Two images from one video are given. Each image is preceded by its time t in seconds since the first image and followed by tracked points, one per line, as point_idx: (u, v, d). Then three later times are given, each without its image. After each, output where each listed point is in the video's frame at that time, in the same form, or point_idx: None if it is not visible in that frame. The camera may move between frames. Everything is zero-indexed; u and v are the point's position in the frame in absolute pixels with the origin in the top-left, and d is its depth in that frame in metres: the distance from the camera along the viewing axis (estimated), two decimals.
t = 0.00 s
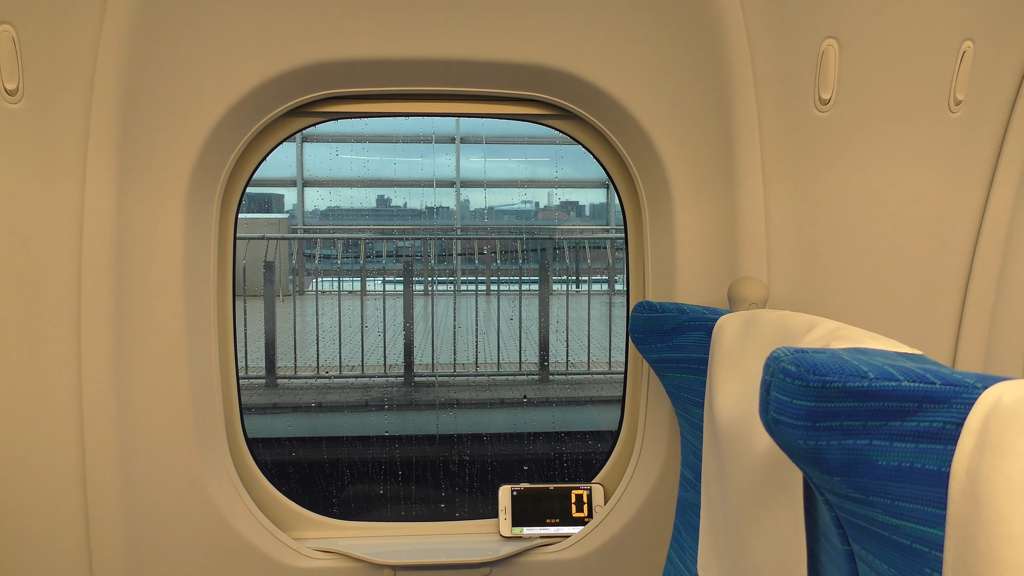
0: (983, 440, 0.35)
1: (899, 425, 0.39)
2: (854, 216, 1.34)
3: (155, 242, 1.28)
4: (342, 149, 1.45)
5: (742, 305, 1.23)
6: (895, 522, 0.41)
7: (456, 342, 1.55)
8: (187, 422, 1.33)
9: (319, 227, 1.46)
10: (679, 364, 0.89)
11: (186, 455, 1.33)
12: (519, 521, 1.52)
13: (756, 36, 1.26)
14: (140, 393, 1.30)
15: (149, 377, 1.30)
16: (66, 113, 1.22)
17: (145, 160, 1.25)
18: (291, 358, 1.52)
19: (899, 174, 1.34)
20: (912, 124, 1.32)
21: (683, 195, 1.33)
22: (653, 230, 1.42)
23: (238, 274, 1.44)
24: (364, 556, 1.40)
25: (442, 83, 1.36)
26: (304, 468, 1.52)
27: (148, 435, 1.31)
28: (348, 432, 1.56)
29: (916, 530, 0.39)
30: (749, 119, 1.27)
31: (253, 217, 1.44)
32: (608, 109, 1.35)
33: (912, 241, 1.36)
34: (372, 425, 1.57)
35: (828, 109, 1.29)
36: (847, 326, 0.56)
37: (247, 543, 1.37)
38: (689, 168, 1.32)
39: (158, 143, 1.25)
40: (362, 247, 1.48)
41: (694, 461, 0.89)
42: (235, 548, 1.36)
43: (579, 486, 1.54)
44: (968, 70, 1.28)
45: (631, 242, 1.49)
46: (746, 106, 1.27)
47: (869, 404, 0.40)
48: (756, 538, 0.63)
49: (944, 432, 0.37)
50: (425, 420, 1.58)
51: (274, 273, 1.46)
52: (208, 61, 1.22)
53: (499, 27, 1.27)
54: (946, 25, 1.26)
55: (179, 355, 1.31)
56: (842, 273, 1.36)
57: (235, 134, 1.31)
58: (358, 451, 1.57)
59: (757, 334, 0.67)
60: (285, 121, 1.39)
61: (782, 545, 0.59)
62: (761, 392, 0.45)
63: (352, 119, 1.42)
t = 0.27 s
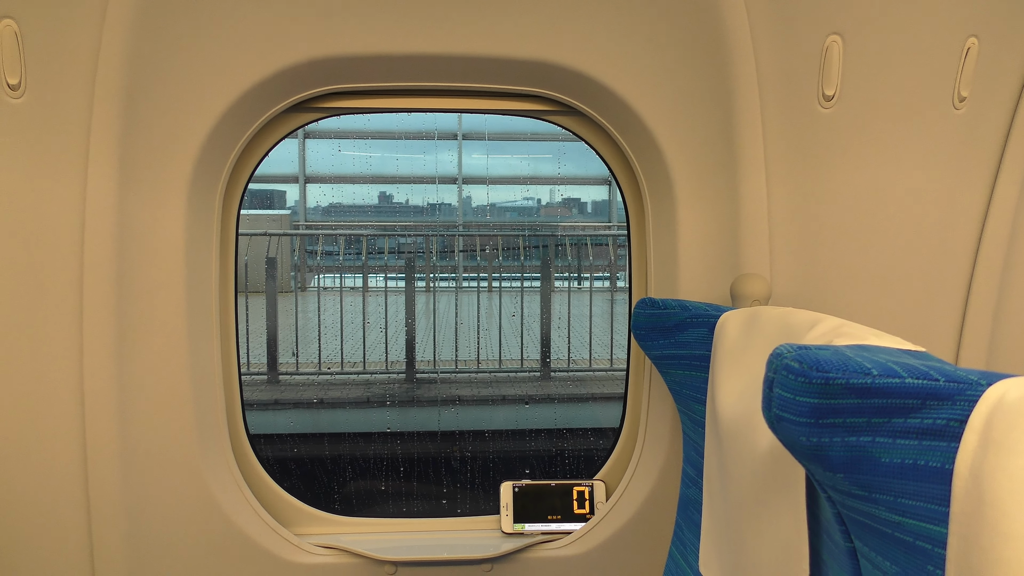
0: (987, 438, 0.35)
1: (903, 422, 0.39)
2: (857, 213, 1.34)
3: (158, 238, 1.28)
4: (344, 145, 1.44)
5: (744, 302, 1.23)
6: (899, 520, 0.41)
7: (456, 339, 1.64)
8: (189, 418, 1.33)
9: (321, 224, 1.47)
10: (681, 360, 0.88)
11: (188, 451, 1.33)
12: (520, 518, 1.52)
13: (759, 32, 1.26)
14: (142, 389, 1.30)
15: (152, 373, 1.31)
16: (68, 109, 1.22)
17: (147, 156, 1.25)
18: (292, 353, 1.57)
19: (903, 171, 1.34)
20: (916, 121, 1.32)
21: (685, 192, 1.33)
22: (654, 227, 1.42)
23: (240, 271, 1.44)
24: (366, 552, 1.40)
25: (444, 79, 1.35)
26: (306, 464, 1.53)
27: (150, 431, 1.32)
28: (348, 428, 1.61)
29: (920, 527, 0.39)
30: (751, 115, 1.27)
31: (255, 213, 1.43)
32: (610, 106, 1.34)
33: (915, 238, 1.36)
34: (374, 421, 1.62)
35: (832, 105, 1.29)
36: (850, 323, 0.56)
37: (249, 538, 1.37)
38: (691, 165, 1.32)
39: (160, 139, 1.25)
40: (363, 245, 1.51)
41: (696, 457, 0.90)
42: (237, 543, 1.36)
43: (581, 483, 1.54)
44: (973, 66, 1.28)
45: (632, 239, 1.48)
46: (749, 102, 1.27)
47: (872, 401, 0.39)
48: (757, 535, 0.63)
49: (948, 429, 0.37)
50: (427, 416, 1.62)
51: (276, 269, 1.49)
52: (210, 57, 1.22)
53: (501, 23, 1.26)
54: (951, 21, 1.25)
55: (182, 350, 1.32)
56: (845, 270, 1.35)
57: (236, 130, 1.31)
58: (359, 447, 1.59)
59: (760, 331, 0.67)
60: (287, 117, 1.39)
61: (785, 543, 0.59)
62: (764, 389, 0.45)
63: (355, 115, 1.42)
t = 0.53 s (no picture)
0: (989, 437, 0.35)
1: (905, 421, 0.39)
2: (859, 212, 1.34)
3: (159, 237, 1.28)
4: (346, 144, 1.43)
5: (746, 301, 1.22)
6: (900, 519, 0.41)
7: (461, 338, 1.55)
8: (191, 417, 1.33)
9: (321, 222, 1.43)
10: (682, 360, 0.88)
11: (190, 450, 1.34)
12: (521, 517, 1.52)
13: (761, 31, 1.25)
14: (144, 387, 1.30)
15: (153, 371, 1.31)
16: (70, 108, 1.22)
17: (149, 155, 1.25)
18: (294, 353, 1.49)
19: (905, 170, 1.33)
20: (917, 120, 1.32)
21: (687, 191, 1.32)
22: (656, 226, 1.41)
23: (241, 270, 1.44)
24: (368, 551, 1.41)
25: (445, 79, 1.35)
26: (307, 463, 1.53)
27: (152, 430, 1.32)
28: (351, 427, 1.56)
29: (921, 526, 0.39)
30: (753, 114, 1.27)
31: (257, 212, 1.44)
32: (611, 105, 1.34)
33: (917, 237, 1.36)
34: (376, 422, 1.56)
35: (833, 104, 1.29)
36: (852, 322, 0.56)
37: (251, 537, 1.37)
38: (693, 164, 1.32)
39: (161, 138, 1.25)
40: (365, 244, 1.46)
41: (697, 456, 0.90)
42: (239, 542, 1.37)
43: (581, 483, 1.55)
44: (975, 66, 1.28)
45: (634, 239, 1.50)
46: (750, 101, 1.26)
47: (874, 400, 0.39)
48: (756, 534, 0.64)
49: (950, 428, 0.37)
50: (429, 416, 1.58)
51: (277, 268, 1.46)
52: (211, 56, 1.22)
53: (502, 22, 1.26)
54: (953, 20, 1.25)
55: (183, 349, 1.32)
56: (847, 270, 1.35)
57: (238, 129, 1.31)
58: (361, 447, 1.56)
59: (761, 330, 0.67)
60: (288, 116, 1.39)
61: (786, 542, 0.59)
62: (766, 388, 0.45)
63: (356, 114, 1.42)
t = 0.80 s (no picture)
0: (988, 435, 0.35)
1: (905, 420, 0.39)
2: (859, 211, 1.33)
3: (158, 236, 1.28)
4: (345, 143, 1.43)
5: (746, 300, 1.22)
6: (900, 518, 0.41)
7: (460, 337, 1.57)
8: (190, 416, 1.33)
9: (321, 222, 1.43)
10: (682, 359, 0.88)
11: (190, 450, 1.34)
12: (521, 516, 1.52)
13: (760, 29, 1.25)
14: (144, 387, 1.30)
15: (153, 371, 1.31)
16: (69, 107, 1.22)
17: (148, 154, 1.25)
18: (294, 353, 1.52)
19: (904, 169, 1.33)
20: (917, 118, 1.32)
21: (686, 190, 1.33)
22: (655, 225, 1.41)
23: (241, 269, 1.44)
24: (368, 550, 1.41)
25: (444, 78, 1.35)
26: (306, 463, 1.52)
27: (152, 429, 1.32)
28: (349, 428, 1.56)
29: (921, 525, 0.39)
30: (752, 114, 1.27)
31: (255, 211, 1.44)
32: (611, 104, 1.34)
33: (916, 236, 1.36)
34: (376, 421, 1.56)
35: (833, 103, 1.29)
36: (852, 321, 0.56)
37: (251, 537, 1.38)
38: (693, 163, 1.32)
39: (160, 137, 1.25)
40: (365, 243, 1.47)
41: (696, 455, 0.90)
42: (239, 541, 1.37)
43: (581, 482, 1.55)
44: (975, 64, 1.28)
45: (634, 239, 1.49)
46: (749, 100, 1.27)
47: (874, 399, 0.39)
48: (756, 533, 0.64)
49: (949, 427, 0.37)
50: (428, 416, 1.57)
51: (277, 267, 1.46)
52: (210, 55, 1.22)
53: (502, 21, 1.26)
54: (952, 18, 1.25)
55: (183, 349, 1.32)
56: (846, 269, 1.35)
57: (237, 128, 1.31)
58: (360, 446, 1.56)
59: (761, 329, 0.67)
60: (288, 115, 1.39)
61: (786, 540, 0.59)
62: (766, 387, 0.45)
63: (356, 113, 1.42)
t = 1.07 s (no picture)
0: (988, 437, 0.35)
1: (905, 422, 0.39)
2: (859, 213, 1.34)
3: (159, 238, 1.28)
4: (346, 145, 1.43)
5: (746, 302, 1.22)
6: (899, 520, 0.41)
7: (461, 339, 1.55)
8: (191, 418, 1.33)
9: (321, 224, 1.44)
10: (682, 361, 0.88)
11: (191, 451, 1.34)
12: (522, 518, 1.52)
13: (760, 31, 1.25)
14: (144, 388, 1.30)
15: (154, 373, 1.31)
16: (71, 109, 1.22)
17: (149, 156, 1.25)
18: (295, 354, 1.48)
19: (904, 171, 1.33)
20: (917, 120, 1.32)
21: (687, 192, 1.33)
22: (656, 227, 1.41)
23: (241, 271, 1.44)
24: (368, 552, 1.41)
25: (445, 80, 1.35)
26: (307, 464, 1.52)
27: (152, 431, 1.32)
28: (352, 428, 1.54)
29: (920, 527, 0.39)
30: (752, 115, 1.27)
31: (256, 213, 1.44)
32: (611, 106, 1.34)
33: (916, 238, 1.36)
34: (376, 423, 1.55)
35: (833, 105, 1.29)
36: (852, 323, 0.56)
37: (252, 538, 1.37)
38: (693, 165, 1.32)
39: (161, 139, 1.25)
40: (365, 244, 1.47)
41: (696, 457, 0.90)
42: (240, 543, 1.37)
43: (582, 483, 1.55)
44: (975, 66, 1.28)
45: (634, 240, 1.50)
46: (749, 101, 1.27)
47: (874, 401, 0.39)
48: (756, 534, 0.64)
49: (950, 429, 0.37)
50: (429, 417, 1.57)
51: (277, 269, 1.45)
52: (211, 57, 1.22)
53: (502, 23, 1.27)
54: (952, 20, 1.25)
55: (184, 350, 1.32)
56: (846, 272, 1.35)
57: (238, 130, 1.31)
58: (361, 448, 1.55)
59: (761, 331, 0.67)
60: (289, 117, 1.39)
61: (786, 542, 0.60)
62: (766, 389, 0.45)
63: (356, 115, 1.42)
